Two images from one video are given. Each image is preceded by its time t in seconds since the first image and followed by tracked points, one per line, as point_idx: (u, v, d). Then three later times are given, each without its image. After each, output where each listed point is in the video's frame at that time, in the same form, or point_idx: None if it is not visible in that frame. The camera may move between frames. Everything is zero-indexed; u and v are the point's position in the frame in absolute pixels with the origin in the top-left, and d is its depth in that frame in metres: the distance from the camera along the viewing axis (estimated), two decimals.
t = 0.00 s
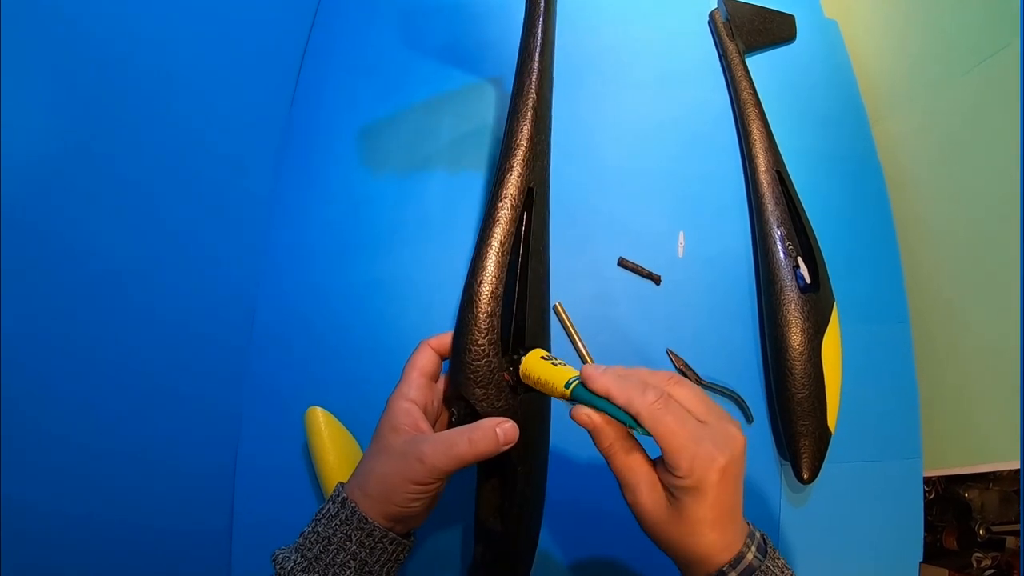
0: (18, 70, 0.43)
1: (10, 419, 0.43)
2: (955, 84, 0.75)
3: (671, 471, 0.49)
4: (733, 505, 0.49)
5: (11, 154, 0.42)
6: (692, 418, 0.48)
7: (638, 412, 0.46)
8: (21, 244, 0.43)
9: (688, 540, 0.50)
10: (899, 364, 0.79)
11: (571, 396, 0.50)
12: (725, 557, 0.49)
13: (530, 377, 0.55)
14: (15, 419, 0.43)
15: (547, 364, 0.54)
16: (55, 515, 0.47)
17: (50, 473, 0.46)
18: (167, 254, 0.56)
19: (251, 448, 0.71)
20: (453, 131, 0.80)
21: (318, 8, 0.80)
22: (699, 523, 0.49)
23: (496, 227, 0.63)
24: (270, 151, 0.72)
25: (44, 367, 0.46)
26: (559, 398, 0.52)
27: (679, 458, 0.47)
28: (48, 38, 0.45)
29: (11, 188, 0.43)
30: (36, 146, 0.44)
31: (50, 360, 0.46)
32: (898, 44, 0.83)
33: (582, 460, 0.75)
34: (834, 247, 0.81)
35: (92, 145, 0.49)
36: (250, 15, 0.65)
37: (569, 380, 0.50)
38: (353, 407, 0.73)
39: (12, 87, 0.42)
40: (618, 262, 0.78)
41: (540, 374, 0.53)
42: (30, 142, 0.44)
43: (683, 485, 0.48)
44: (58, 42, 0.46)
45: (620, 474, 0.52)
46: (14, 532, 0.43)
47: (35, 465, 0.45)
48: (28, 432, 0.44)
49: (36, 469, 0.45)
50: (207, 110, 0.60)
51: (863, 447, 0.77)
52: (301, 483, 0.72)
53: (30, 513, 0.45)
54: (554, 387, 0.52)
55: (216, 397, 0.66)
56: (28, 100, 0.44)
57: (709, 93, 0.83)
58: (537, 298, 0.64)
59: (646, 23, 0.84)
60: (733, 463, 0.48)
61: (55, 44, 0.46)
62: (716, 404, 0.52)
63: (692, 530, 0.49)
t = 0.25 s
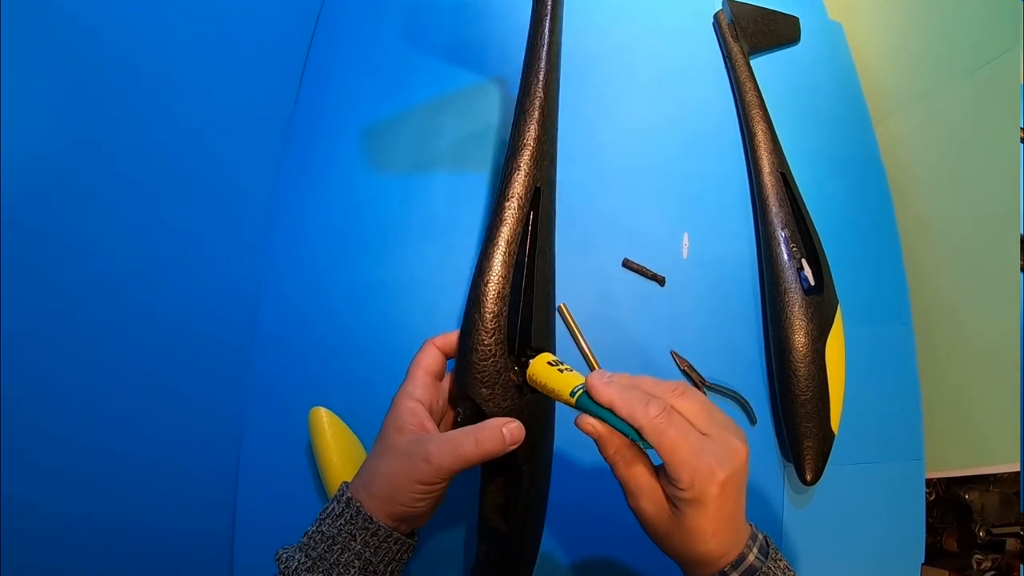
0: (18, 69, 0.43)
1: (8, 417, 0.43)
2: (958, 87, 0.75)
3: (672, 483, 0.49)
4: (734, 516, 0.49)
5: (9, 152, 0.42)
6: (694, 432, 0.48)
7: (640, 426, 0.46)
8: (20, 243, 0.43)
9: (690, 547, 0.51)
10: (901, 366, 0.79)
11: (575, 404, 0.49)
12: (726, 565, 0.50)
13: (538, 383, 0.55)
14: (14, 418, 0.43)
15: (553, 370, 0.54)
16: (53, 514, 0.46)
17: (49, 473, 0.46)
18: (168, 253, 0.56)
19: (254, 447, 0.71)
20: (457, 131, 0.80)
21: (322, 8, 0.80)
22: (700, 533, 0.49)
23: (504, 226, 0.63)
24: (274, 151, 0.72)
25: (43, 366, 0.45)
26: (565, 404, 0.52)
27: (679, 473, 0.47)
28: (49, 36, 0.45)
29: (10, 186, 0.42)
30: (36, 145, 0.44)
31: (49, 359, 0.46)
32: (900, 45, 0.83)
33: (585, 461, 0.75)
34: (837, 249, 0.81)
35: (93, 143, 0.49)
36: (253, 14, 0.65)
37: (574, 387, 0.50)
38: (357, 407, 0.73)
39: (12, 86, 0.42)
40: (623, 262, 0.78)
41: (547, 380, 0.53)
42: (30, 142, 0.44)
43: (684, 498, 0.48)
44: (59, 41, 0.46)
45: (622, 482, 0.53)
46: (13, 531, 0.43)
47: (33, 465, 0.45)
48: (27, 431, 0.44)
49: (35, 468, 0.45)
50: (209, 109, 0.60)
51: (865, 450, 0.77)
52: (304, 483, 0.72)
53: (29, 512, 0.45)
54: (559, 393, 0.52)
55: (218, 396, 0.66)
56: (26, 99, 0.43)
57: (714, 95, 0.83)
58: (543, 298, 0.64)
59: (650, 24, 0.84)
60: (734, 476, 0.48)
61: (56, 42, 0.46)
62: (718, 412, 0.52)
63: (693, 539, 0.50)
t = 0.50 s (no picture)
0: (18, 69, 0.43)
1: (9, 417, 0.43)
2: (958, 89, 0.75)
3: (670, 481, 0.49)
4: (732, 515, 0.49)
5: (9, 152, 0.42)
6: (692, 430, 0.48)
7: (638, 423, 0.46)
8: (20, 242, 0.43)
9: (688, 546, 0.50)
10: (901, 368, 0.79)
11: (574, 401, 0.49)
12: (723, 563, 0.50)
13: (536, 379, 0.55)
14: (14, 418, 0.43)
15: (552, 367, 0.53)
16: (53, 514, 0.46)
17: (49, 473, 0.46)
18: (168, 253, 0.56)
19: (253, 447, 0.71)
20: (457, 131, 0.80)
21: (322, 7, 0.80)
22: (698, 532, 0.49)
23: (505, 226, 0.63)
24: (273, 150, 0.72)
25: (43, 366, 0.45)
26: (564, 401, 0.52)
27: (677, 471, 0.47)
28: (49, 36, 0.45)
29: (10, 186, 0.42)
30: (36, 145, 0.44)
31: (49, 359, 0.46)
32: (900, 46, 0.82)
33: (584, 461, 0.75)
34: (837, 251, 0.81)
35: (93, 143, 0.49)
36: (253, 15, 0.65)
37: (573, 385, 0.50)
38: (356, 407, 0.73)
39: (12, 86, 0.42)
40: (623, 263, 0.78)
41: (545, 377, 0.53)
42: (30, 142, 0.44)
43: (682, 496, 0.48)
44: (59, 41, 0.46)
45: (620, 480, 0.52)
46: (13, 531, 0.43)
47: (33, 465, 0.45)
48: (28, 431, 0.44)
49: (36, 468, 0.45)
50: (209, 109, 0.60)
51: (865, 451, 0.77)
52: (303, 483, 0.72)
53: (29, 512, 0.45)
54: (558, 390, 0.52)
55: (218, 396, 0.66)
56: (26, 100, 0.43)
57: (715, 95, 0.83)
58: (543, 298, 0.64)
59: (651, 24, 0.84)
60: (732, 475, 0.47)
61: (56, 42, 0.45)
62: (717, 411, 0.52)
63: (691, 538, 0.50)
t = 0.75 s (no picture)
0: (19, 68, 0.43)
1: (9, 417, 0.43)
2: (960, 91, 0.76)
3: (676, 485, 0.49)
4: (736, 519, 0.49)
5: (9, 152, 0.42)
6: (700, 436, 0.48)
7: (648, 426, 0.46)
8: (21, 242, 0.43)
9: (691, 549, 0.51)
10: (901, 368, 0.79)
11: (581, 403, 0.49)
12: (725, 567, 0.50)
13: (541, 379, 0.54)
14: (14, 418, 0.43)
15: (559, 367, 0.53)
16: (54, 514, 0.46)
17: (49, 473, 0.46)
18: (168, 252, 0.56)
19: (253, 446, 0.71)
20: (457, 130, 0.80)
21: (323, 7, 0.79)
22: (702, 536, 0.49)
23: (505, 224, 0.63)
24: (274, 150, 0.71)
25: (43, 365, 0.45)
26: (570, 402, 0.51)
27: (684, 476, 0.47)
28: (50, 36, 0.45)
29: (10, 186, 0.42)
30: (36, 145, 0.44)
31: (50, 359, 0.46)
32: (902, 47, 0.82)
33: (584, 462, 0.75)
34: (838, 251, 0.81)
35: (93, 143, 0.48)
36: (254, 14, 0.65)
37: (581, 386, 0.49)
38: (356, 407, 0.73)
39: (13, 86, 0.42)
40: (624, 263, 0.78)
41: (552, 378, 0.52)
42: (31, 141, 0.44)
43: (688, 501, 0.48)
44: (59, 39, 0.45)
45: (625, 482, 0.52)
46: (13, 531, 0.43)
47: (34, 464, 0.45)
48: (28, 431, 0.44)
49: (36, 468, 0.45)
50: (209, 108, 0.59)
51: (865, 452, 0.77)
52: (303, 482, 0.72)
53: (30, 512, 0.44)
54: (565, 391, 0.51)
55: (218, 396, 0.65)
56: (27, 99, 0.43)
57: (716, 96, 0.83)
58: (543, 295, 0.64)
59: (652, 24, 0.83)
60: (738, 480, 0.48)
61: (57, 41, 0.45)
62: (723, 416, 0.52)
63: (695, 542, 0.50)
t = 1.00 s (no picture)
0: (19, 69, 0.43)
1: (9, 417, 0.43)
2: (960, 91, 0.75)
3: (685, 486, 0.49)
4: (740, 520, 0.50)
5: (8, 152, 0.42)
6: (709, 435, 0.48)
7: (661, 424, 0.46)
8: (19, 242, 0.43)
9: (695, 551, 0.50)
10: (900, 368, 0.79)
11: (590, 403, 0.48)
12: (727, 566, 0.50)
13: (546, 378, 0.51)
14: (14, 418, 0.43)
15: (565, 365, 0.51)
16: (53, 513, 0.46)
17: (49, 472, 0.46)
18: (168, 252, 0.56)
19: (252, 446, 0.71)
20: (457, 131, 0.80)
21: (323, 7, 0.79)
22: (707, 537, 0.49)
23: (504, 222, 0.62)
24: (273, 150, 0.71)
25: (42, 366, 0.45)
26: (576, 400, 0.50)
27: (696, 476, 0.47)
28: (50, 35, 0.45)
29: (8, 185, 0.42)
30: (33, 145, 0.44)
31: (47, 359, 0.46)
32: (903, 47, 0.82)
33: (584, 462, 0.75)
34: (838, 252, 0.81)
35: (93, 143, 0.48)
36: (254, 15, 0.64)
37: (590, 385, 0.48)
38: (355, 406, 0.73)
39: (13, 86, 0.42)
40: (623, 264, 0.78)
41: (558, 376, 0.50)
42: (30, 141, 0.43)
43: (697, 501, 0.48)
44: (58, 39, 0.45)
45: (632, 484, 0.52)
46: (12, 530, 0.43)
47: (33, 464, 0.44)
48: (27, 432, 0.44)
49: (36, 467, 0.45)
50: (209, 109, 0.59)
51: (865, 453, 0.77)
52: (303, 482, 0.72)
53: (29, 512, 0.44)
54: (572, 391, 0.49)
55: (217, 395, 0.65)
56: (25, 99, 0.43)
57: (717, 96, 0.83)
58: (541, 293, 0.64)
59: (652, 25, 0.83)
60: (746, 481, 0.48)
61: (56, 41, 0.45)
62: (728, 417, 0.53)
63: (700, 543, 0.50)
